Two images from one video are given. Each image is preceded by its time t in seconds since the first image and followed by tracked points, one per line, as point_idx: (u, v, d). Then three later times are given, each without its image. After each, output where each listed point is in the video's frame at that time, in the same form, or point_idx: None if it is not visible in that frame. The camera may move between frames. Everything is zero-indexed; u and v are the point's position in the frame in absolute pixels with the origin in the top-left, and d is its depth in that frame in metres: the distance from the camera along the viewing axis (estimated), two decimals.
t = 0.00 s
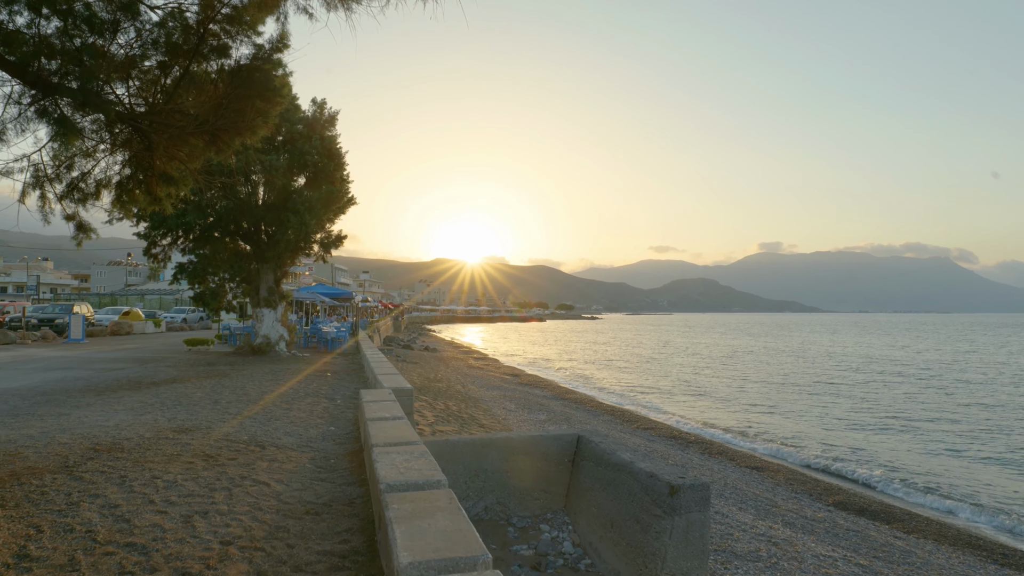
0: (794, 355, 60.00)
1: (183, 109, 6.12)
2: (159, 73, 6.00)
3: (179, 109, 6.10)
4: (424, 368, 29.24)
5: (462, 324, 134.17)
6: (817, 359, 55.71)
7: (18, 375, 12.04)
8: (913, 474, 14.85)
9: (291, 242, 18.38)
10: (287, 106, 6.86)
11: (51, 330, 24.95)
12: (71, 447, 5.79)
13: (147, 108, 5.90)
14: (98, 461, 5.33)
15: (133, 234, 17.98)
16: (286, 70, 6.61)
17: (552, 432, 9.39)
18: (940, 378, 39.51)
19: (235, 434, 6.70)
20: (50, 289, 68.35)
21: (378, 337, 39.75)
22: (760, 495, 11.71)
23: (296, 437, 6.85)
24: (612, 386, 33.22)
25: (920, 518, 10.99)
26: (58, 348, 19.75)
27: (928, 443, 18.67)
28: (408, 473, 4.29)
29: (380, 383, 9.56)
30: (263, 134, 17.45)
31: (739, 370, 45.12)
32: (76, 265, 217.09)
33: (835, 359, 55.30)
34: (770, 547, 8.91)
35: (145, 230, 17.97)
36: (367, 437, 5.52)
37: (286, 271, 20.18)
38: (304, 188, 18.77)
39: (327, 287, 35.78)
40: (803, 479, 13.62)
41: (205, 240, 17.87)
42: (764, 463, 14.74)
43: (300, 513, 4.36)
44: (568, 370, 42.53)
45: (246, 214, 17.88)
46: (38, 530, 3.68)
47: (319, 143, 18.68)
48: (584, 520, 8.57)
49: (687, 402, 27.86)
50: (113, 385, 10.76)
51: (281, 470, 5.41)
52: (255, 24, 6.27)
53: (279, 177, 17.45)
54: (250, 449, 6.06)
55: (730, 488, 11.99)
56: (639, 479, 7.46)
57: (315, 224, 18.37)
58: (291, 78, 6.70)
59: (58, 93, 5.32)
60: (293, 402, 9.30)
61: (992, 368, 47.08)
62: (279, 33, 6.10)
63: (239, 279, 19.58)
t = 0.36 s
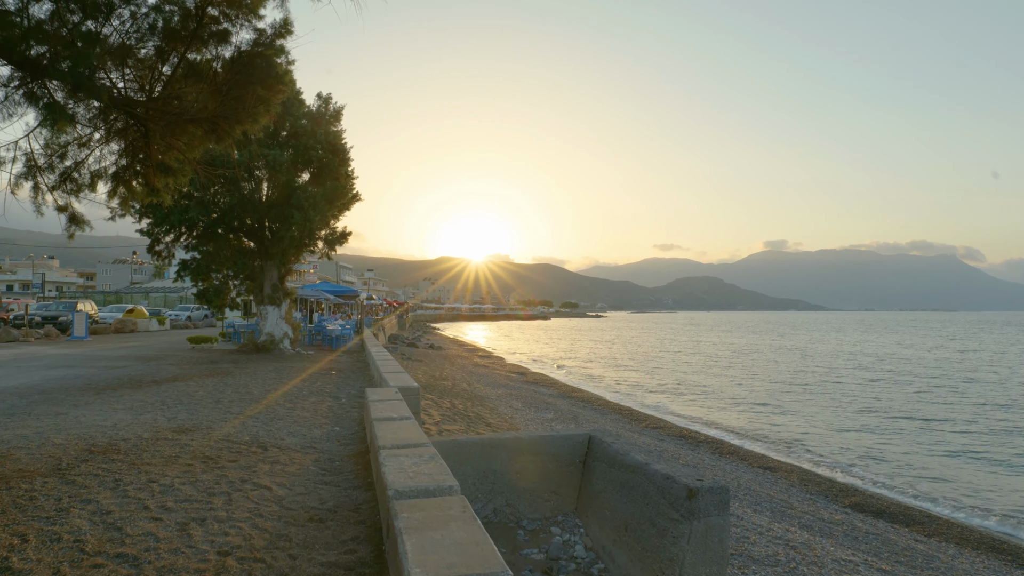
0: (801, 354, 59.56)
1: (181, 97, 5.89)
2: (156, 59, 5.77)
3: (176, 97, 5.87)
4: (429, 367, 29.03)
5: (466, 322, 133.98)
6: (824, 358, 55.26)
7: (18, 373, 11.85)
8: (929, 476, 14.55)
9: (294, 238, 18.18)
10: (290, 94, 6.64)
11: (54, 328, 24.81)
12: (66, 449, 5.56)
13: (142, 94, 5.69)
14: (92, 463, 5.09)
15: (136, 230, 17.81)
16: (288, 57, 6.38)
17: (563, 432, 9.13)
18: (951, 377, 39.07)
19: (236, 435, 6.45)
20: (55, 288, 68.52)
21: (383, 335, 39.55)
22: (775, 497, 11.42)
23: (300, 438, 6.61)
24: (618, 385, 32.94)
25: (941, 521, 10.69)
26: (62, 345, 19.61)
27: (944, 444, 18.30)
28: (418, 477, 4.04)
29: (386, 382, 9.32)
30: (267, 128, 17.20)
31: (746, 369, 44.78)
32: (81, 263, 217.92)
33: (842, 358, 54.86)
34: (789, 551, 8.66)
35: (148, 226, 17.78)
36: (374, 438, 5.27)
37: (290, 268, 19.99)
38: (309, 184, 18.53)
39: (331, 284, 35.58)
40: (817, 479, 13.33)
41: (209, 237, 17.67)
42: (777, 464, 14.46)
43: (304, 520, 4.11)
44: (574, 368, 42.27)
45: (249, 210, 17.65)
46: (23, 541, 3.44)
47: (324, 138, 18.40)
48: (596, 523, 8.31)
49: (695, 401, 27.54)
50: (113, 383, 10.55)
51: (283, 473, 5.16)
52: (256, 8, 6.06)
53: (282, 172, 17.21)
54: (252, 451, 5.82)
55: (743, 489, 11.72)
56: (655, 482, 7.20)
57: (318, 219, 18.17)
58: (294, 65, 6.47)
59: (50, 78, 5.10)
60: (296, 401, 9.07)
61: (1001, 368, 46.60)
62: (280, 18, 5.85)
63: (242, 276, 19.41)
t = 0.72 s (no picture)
0: (807, 352, 59.20)
1: (178, 88, 5.62)
2: (152, 49, 5.50)
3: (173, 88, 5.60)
4: (433, 365, 28.83)
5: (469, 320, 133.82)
6: (831, 357, 54.84)
7: (17, 373, 11.67)
8: (944, 478, 14.25)
9: (298, 236, 17.96)
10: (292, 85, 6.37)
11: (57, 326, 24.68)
12: (60, 454, 5.35)
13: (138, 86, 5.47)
14: (86, 470, 4.87)
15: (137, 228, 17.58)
16: (290, 47, 6.09)
17: (572, 434, 8.90)
18: (960, 377, 38.70)
19: (236, 440, 6.22)
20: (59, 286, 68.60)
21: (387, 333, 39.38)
22: (789, 500, 11.15)
23: (303, 443, 6.38)
24: (624, 384, 32.66)
25: (960, 525, 10.41)
26: (64, 344, 19.46)
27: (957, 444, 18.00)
28: (427, 489, 3.80)
29: (391, 383, 9.08)
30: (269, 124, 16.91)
31: (752, 368, 44.43)
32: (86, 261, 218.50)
33: (849, 357, 54.44)
34: (807, 557, 8.41)
35: (150, 223, 17.56)
36: (380, 445, 5.04)
37: (293, 266, 19.78)
38: (312, 181, 18.28)
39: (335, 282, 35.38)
40: (830, 482, 13.04)
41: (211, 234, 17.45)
42: (789, 465, 14.19)
43: (306, 533, 3.88)
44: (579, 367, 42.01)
45: (252, 207, 17.40)
46: (5, 559, 3.21)
47: (328, 134, 18.09)
48: (608, 528, 8.08)
49: (701, 400, 27.24)
50: (113, 383, 10.35)
51: (285, 481, 4.93)
52: None
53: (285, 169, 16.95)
54: (253, 456, 5.60)
55: (756, 491, 11.47)
56: (670, 488, 6.96)
57: (321, 216, 17.93)
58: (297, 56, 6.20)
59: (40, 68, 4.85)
60: (299, 403, 8.85)
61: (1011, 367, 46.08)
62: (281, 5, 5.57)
63: (245, 274, 19.21)
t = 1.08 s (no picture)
0: (812, 351, 58.80)
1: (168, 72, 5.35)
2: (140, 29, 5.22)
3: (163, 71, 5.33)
4: (436, 364, 28.58)
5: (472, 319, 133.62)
6: (836, 355, 54.44)
7: (12, 371, 11.45)
8: (958, 478, 13.94)
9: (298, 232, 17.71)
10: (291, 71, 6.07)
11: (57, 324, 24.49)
12: (45, 457, 5.09)
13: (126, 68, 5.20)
14: (71, 473, 4.62)
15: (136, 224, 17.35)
16: (287, 30, 5.79)
17: (579, 435, 8.63)
18: (968, 376, 38.30)
19: (231, 441, 5.97)
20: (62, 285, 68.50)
21: (389, 332, 39.16)
22: (801, 502, 10.85)
23: (301, 444, 6.12)
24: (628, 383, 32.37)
25: (978, 528, 10.12)
26: (62, 342, 19.25)
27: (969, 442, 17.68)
28: (430, 497, 3.53)
29: (393, 382, 8.82)
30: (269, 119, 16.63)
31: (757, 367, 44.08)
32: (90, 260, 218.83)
33: (855, 356, 53.99)
34: (822, 562, 8.13)
35: (149, 220, 17.33)
36: (381, 447, 4.79)
37: (294, 263, 19.53)
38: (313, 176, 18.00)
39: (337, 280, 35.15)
40: (842, 482, 12.75)
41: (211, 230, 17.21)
42: (799, 466, 13.90)
43: (301, 543, 3.62)
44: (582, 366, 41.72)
45: (252, 203, 17.13)
46: None
47: (329, 129, 17.79)
48: (618, 533, 7.82)
49: (707, 399, 26.93)
50: (109, 383, 10.11)
51: (281, 486, 4.67)
52: None
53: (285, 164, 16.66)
54: (248, 459, 5.34)
55: (767, 493, 11.18)
56: (682, 490, 6.70)
57: (322, 212, 17.65)
58: (294, 41, 5.89)
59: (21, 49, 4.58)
60: (299, 403, 8.59)
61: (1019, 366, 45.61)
62: None
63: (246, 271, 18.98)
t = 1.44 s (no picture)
0: (817, 352, 58.47)
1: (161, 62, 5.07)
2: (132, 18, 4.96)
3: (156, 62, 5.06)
4: (439, 365, 28.36)
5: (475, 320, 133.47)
6: (841, 357, 54.08)
7: (7, 374, 11.22)
8: (973, 482, 13.65)
9: (300, 233, 17.47)
10: (290, 64, 5.79)
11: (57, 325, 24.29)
12: (30, 467, 4.84)
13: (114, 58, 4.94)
14: (54, 486, 4.35)
15: (136, 225, 17.14)
16: (287, 20, 5.50)
17: (587, 441, 8.38)
18: (975, 378, 37.96)
19: (227, 449, 5.71)
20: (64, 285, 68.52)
21: (392, 332, 38.95)
22: (815, 509, 10.56)
23: (300, 453, 5.87)
24: (632, 385, 32.10)
25: (1000, 537, 9.82)
26: (62, 344, 19.04)
27: (982, 445, 17.37)
28: (437, 517, 3.28)
29: (396, 386, 8.57)
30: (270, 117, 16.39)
31: (762, 368, 43.77)
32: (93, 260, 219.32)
33: (860, 357, 53.65)
34: (842, 572, 7.86)
35: (149, 220, 17.12)
36: (384, 459, 4.53)
37: (296, 264, 19.30)
38: (315, 176, 17.74)
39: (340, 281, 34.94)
40: (856, 488, 12.46)
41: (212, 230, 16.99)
42: (810, 470, 13.62)
43: (298, 565, 3.36)
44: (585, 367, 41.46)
45: (253, 203, 16.90)
46: None
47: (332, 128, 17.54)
48: (629, 543, 7.56)
49: (713, 402, 26.63)
50: (105, 386, 9.86)
51: (277, 499, 4.41)
52: None
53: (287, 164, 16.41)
54: (245, 470, 5.07)
55: (779, 499, 10.91)
56: (697, 500, 6.44)
57: (324, 212, 17.40)
58: (294, 32, 5.61)
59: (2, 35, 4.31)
60: (299, 407, 8.34)
61: None
62: None
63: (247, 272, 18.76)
